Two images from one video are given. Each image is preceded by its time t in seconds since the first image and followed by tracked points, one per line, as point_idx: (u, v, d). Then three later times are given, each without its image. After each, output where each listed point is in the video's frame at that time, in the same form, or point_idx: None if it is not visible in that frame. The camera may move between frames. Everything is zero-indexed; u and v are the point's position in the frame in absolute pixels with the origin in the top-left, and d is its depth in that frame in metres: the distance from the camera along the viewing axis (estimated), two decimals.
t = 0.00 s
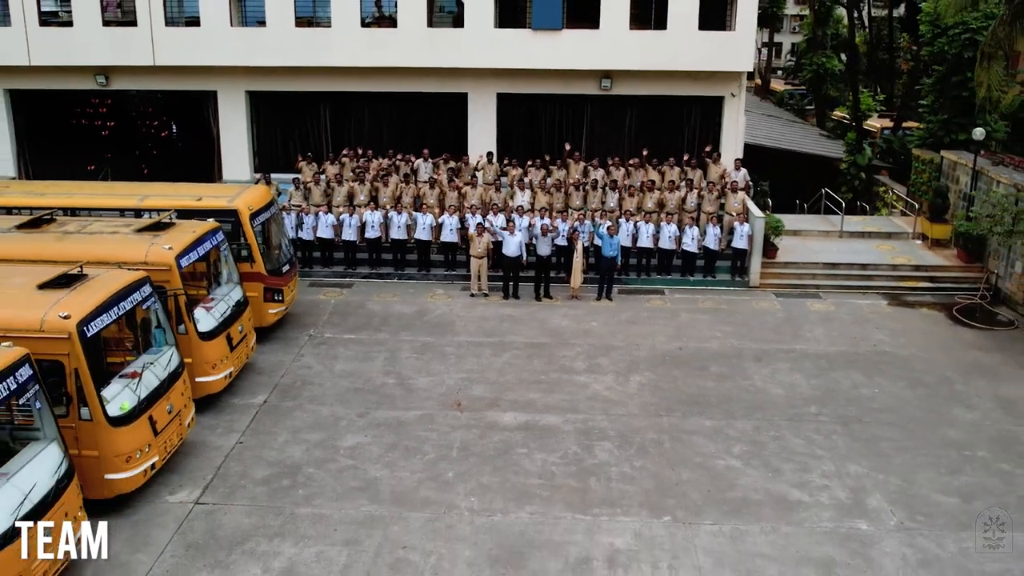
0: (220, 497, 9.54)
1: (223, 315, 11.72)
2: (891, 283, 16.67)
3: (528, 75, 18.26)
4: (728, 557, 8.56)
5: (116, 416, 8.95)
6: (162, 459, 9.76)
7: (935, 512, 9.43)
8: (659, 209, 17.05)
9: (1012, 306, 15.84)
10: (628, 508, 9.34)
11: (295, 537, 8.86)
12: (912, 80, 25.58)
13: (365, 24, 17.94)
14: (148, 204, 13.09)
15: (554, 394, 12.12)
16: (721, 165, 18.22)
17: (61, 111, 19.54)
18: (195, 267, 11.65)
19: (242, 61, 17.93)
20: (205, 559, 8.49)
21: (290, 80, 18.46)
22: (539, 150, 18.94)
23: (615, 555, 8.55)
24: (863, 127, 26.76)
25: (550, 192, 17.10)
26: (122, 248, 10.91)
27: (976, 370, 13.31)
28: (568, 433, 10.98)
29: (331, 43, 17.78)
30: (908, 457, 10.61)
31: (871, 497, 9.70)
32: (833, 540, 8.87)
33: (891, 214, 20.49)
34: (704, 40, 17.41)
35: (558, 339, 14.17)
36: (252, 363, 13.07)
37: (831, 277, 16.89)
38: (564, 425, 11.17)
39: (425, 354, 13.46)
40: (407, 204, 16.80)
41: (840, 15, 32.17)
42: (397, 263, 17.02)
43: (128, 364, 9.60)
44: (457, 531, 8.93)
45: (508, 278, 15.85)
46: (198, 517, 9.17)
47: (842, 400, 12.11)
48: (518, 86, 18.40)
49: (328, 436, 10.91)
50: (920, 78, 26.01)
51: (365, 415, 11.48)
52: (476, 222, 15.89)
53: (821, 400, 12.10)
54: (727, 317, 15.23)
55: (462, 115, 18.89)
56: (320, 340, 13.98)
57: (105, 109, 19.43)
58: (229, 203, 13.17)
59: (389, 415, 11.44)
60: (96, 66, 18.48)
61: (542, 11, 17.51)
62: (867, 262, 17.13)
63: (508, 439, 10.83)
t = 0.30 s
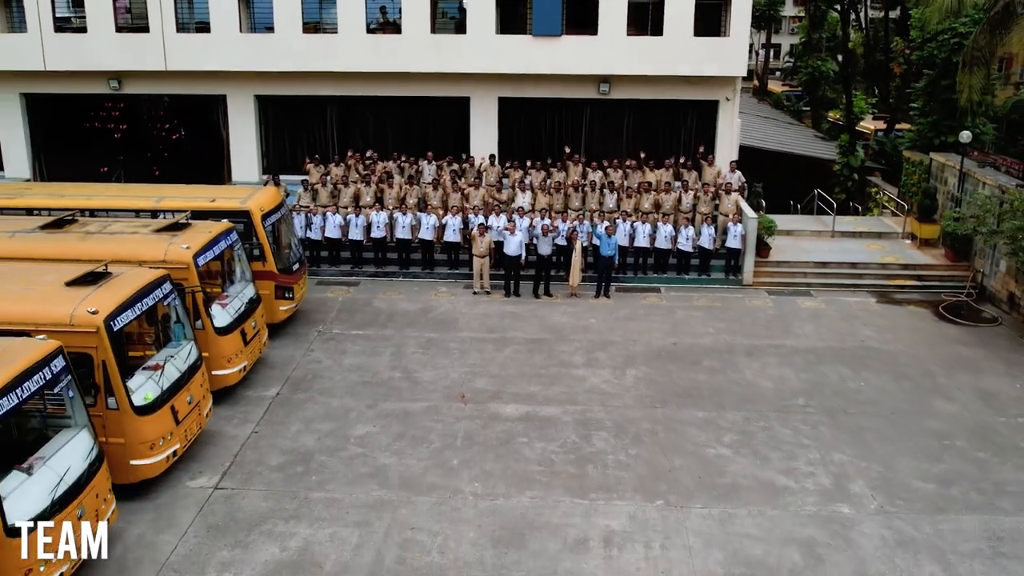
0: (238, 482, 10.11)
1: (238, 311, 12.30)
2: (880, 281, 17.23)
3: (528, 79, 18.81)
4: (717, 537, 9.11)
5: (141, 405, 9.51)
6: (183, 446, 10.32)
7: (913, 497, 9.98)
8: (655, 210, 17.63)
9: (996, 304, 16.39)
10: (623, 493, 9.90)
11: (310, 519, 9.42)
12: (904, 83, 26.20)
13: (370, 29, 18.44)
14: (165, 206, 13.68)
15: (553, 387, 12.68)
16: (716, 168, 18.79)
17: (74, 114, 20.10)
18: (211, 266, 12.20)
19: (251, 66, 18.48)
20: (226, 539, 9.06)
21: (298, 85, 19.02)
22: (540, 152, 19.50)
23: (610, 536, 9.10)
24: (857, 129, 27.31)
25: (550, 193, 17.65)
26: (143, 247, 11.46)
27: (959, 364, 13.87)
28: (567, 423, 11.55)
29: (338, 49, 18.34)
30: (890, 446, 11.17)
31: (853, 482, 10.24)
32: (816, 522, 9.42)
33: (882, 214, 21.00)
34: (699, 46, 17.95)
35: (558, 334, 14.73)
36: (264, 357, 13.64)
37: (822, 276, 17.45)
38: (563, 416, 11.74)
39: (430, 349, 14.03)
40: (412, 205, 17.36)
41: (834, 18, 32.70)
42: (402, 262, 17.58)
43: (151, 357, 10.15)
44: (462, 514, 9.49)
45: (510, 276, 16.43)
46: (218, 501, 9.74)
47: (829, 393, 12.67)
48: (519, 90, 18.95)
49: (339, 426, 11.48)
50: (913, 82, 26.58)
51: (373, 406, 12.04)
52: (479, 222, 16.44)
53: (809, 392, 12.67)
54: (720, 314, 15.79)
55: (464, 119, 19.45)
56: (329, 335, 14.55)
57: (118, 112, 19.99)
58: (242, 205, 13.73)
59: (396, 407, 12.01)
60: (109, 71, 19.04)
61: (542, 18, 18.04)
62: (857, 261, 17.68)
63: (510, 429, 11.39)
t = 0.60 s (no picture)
0: (255, 469, 10.70)
1: (252, 308, 12.88)
2: (869, 280, 17.82)
3: (529, 84, 19.37)
4: (707, 520, 9.69)
5: (165, 396, 10.09)
6: (203, 436, 10.91)
7: (893, 483, 10.56)
8: (652, 211, 18.17)
9: (981, 302, 16.97)
10: (619, 479, 10.48)
11: (323, 503, 10.00)
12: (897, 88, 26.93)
13: (376, 35, 18.96)
14: (180, 207, 14.25)
15: (553, 380, 13.27)
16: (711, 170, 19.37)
17: (88, 117, 20.68)
18: (225, 265, 12.77)
19: (261, 71, 19.05)
20: (245, 521, 9.65)
21: (306, 89, 19.59)
22: (540, 155, 20.09)
23: (607, 518, 9.68)
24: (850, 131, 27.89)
25: (550, 194, 18.24)
26: (162, 247, 12.03)
27: (942, 359, 14.46)
28: (566, 415, 12.13)
29: (344, 54, 18.89)
30: (873, 436, 11.76)
31: (837, 470, 10.82)
32: (800, 506, 9.99)
33: (873, 215, 21.56)
34: (695, 52, 18.53)
35: (557, 331, 15.31)
36: (276, 353, 14.23)
37: (813, 275, 18.04)
38: (562, 408, 12.32)
39: (434, 345, 14.61)
40: (415, 206, 17.95)
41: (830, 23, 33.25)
42: (407, 262, 18.16)
43: (173, 351, 10.73)
44: (467, 498, 10.07)
45: (512, 275, 17.03)
46: (236, 487, 10.32)
47: (817, 386, 13.25)
48: (520, 95, 19.52)
49: (349, 418, 12.06)
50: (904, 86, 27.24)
51: (381, 399, 12.63)
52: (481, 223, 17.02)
53: (798, 386, 13.25)
54: (714, 312, 16.38)
55: (467, 123, 20.03)
56: (337, 332, 15.13)
57: (130, 116, 20.58)
58: (254, 206, 14.30)
59: (403, 399, 12.59)
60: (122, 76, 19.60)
61: (542, 24, 18.59)
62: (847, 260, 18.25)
63: (512, 420, 11.98)
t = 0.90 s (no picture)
0: (272, 459, 11.31)
1: (265, 306, 13.49)
2: (860, 279, 18.41)
3: (530, 89, 19.94)
4: (698, 505, 10.29)
5: (187, 389, 10.69)
6: (222, 427, 11.51)
7: (875, 471, 11.16)
8: (649, 213, 18.70)
9: (968, 301, 17.55)
10: (616, 468, 11.08)
11: (337, 490, 10.61)
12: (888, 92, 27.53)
13: (381, 42, 19.55)
14: (196, 210, 14.84)
15: (553, 375, 13.89)
16: (706, 173, 19.98)
17: (101, 122, 21.29)
18: (240, 266, 13.36)
19: (270, 78, 19.65)
20: (264, 507, 10.26)
21: (313, 95, 20.20)
22: (540, 159, 20.70)
23: (604, 504, 10.29)
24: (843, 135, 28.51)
25: (550, 197, 18.90)
26: (181, 248, 12.64)
27: (927, 356, 15.07)
28: (566, 408, 12.74)
29: (351, 61, 19.48)
30: (857, 427, 12.37)
31: (823, 459, 11.42)
32: (786, 492, 10.59)
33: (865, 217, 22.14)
34: (690, 58, 19.12)
35: (557, 329, 15.92)
36: (288, 349, 14.84)
37: (805, 275, 18.64)
38: (562, 402, 12.93)
39: (439, 342, 15.23)
40: (420, 208, 18.56)
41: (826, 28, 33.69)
42: (412, 262, 18.75)
43: (194, 346, 11.32)
44: (472, 485, 10.68)
45: (513, 275, 17.62)
46: (254, 475, 10.93)
47: (806, 381, 13.85)
48: (521, 100, 20.14)
49: (359, 411, 12.67)
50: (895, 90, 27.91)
51: (390, 393, 13.23)
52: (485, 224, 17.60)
53: (787, 381, 13.85)
54: (709, 310, 16.98)
55: (469, 127, 20.63)
56: (346, 330, 15.74)
57: (142, 121, 21.18)
58: (266, 209, 14.90)
59: (410, 393, 13.20)
60: (135, 82, 20.19)
61: (542, 31, 19.16)
62: (839, 261, 18.85)
63: (514, 412, 12.58)
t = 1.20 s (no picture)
0: (287, 450, 11.94)
1: (279, 306, 14.11)
2: (850, 279, 19.05)
3: (531, 95, 20.54)
4: (691, 493, 10.91)
5: (208, 384, 11.30)
6: (239, 420, 12.13)
7: (859, 462, 11.79)
8: (647, 215, 19.20)
9: (954, 300, 18.17)
10: (613, 458, 11.71)
11: (350, 479, 11.24)
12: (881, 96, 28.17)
13: (387, 49, 20.17)
14: (210, 213, 15.45)
15: (554, 371, 14.51)
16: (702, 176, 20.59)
17: (114, 127, 21.92)
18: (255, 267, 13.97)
19: (279, 85, 20.26)
20: (282, 494, 10.89)
21: (320, 100, 20.80)
22: (541, 163, 21.33)
23: (602, 491, 10.92)
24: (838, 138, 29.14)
25: (551, 200, 19.19)
26: (199, 250, 13.24)
27: (912, 353, 15.70)
28: (566, 402, 13.36)
29: (357, 68, 20.09)
30: (843, 420, 13.00)
31: (810, 450, 12.04)
32: (774, 481, 11.22)
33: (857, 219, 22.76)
34: (687, 65, 19.73)
35: (558, 327, 16.54)
36: (299, 347, 15.47)
37: (797, 275, 19.27)
38: (563, 396, 13.56)
39: (445, 340, 15.85)
40: (425, 211, 19.19)
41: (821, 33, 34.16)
42: (417, 263, 19.37)
43: (213, 343, 11.93)
44: (478, 474, 11.30)
45: (515, 275, 18.23)
46: (272, 465, 11.55)
47: (796, 377, 14.48)
48: (523, 106, 20.73)
49: (369, 405, 13.29)
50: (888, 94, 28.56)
51: (398, 388, 13.86)
52: (487, 226, 18.19)
53: (778, 377, 14.48)
54: (704, 310, 17.60)
55: (472, 132, 21.28)
56: (354, 328, 16.37)
57: (155, 126, 21.83)
58: (278, 212, 15.51)
59: (418, 389, 13.83)
60: (147, 89, 20.79)
61: (543, 39, 19.75)
62: (830, 261, 19.47)
63: (517, 407, 13.21)
